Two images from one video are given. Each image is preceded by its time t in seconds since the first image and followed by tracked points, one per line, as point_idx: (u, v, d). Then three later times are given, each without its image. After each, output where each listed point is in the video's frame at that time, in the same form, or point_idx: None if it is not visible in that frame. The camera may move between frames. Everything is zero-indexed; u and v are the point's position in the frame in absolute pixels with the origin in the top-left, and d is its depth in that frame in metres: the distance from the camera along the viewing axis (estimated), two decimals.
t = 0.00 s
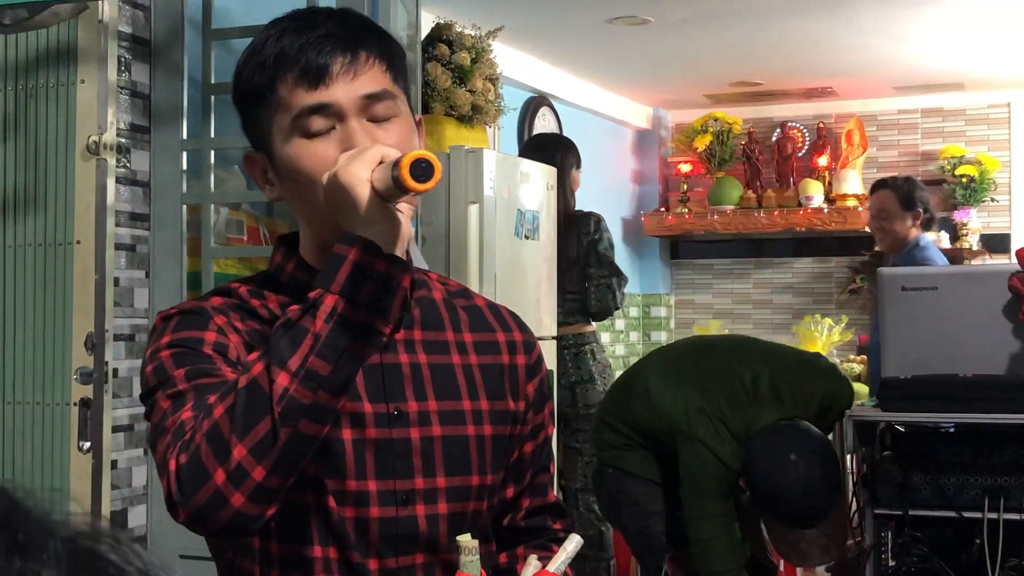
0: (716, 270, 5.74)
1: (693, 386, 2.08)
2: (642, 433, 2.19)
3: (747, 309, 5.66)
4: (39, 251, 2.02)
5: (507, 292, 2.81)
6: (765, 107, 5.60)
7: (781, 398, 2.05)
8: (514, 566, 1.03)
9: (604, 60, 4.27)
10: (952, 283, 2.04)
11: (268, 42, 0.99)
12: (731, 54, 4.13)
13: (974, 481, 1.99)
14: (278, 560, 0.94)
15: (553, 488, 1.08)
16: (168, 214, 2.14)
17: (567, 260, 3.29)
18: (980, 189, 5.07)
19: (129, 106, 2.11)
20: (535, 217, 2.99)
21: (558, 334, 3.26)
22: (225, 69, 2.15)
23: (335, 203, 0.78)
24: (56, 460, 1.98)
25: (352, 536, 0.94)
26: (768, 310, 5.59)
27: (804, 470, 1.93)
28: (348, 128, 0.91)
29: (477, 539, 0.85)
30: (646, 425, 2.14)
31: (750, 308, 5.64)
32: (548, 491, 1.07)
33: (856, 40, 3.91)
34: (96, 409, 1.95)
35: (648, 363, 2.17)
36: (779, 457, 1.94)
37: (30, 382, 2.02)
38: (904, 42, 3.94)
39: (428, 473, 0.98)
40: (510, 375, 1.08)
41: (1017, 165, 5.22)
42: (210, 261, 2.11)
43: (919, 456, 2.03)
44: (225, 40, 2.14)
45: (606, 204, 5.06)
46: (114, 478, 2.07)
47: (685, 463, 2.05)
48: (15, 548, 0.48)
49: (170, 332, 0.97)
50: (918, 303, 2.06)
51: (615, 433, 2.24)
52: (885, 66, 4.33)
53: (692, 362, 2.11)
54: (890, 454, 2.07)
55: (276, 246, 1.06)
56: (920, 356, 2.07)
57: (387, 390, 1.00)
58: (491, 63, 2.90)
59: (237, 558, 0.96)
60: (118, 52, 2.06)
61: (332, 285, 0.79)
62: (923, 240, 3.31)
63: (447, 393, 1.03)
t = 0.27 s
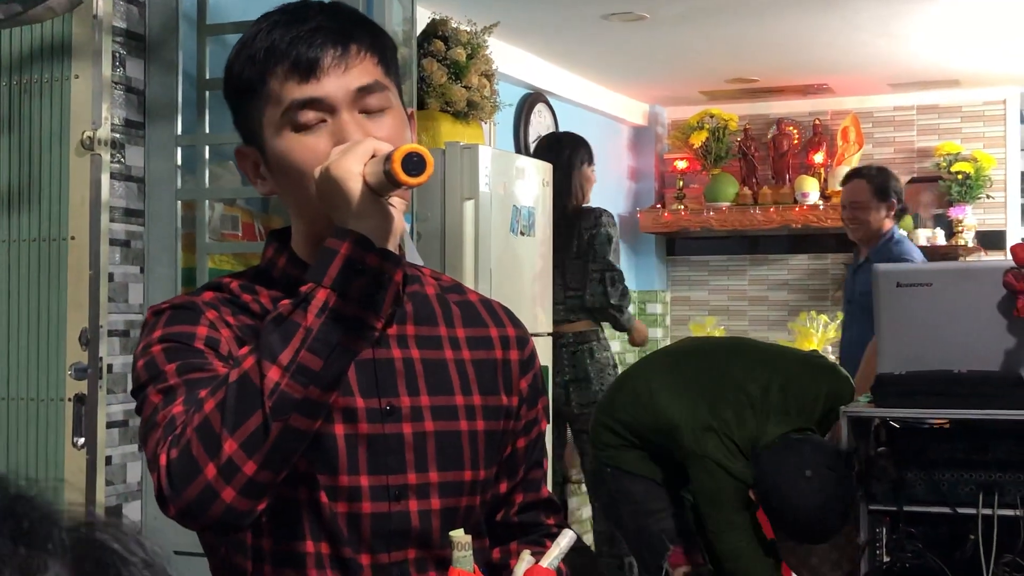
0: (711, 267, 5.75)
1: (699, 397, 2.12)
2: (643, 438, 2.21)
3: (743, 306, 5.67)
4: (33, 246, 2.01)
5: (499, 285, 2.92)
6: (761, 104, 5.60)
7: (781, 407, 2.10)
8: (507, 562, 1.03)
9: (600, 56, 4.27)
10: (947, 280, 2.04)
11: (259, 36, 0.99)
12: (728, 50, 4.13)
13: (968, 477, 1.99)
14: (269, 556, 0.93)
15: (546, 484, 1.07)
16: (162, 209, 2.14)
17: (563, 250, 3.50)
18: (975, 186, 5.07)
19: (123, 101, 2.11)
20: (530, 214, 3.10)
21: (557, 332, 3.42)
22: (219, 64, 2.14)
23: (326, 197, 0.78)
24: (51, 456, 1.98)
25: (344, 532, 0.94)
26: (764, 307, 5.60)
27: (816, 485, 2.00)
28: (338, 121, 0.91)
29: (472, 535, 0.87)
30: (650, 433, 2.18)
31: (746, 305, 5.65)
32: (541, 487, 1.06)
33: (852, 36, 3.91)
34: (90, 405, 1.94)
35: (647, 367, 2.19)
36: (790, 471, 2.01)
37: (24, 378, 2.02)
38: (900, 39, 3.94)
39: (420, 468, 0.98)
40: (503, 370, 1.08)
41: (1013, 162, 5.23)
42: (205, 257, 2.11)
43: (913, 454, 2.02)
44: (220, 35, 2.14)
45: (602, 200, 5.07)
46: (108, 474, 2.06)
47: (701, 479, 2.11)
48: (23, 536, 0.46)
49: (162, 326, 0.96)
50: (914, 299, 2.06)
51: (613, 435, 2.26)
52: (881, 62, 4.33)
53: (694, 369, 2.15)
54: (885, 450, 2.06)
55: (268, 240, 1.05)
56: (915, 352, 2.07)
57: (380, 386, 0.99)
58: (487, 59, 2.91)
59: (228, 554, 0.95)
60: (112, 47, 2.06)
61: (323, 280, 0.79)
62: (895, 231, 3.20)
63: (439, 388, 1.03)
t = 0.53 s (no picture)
0: (708, 264, 5.75)
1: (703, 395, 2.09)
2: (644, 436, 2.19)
3: (739, 303, 5.68)
4: (28, 242, 2.01)
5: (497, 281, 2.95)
6: (757, 101, 5.61)
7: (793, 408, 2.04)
8: (503, 558, 1.03)
9: (597, 52, 4.27)
10: (943, 276, 2.04)
11: (254, 30, 0.98)
12: (725, 46, 4.12)
13: (965, 474, 1.98)
14: (265, 552, 0.93)
15: (543, 480, 1.07)
16: (159, 205, 2.13)
17: (586, 247, 3.09)
18: (971, 183, 5.07)
19: (119, 97, 2.10)
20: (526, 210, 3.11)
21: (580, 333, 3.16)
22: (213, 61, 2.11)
23: (322, 193, 0.78)
24: (47, 452, 1.98)
25: (340, 528, 0.94)
26: (761, 303, 5.60)
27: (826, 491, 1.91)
28: (334, 116, 0.91)
29: (466, 532, 0.85)
30: (651, 430, 2.16)
31: (742, 302, 5.65)
32: (538, 483, 1.06)
33: (849, 33, 3.91)
34: (86, 401, 1.94)
35: (649, 367, 2.18)
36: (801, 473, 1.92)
37: (20, 374, 2.01)
38: (897, 36, 3.95)
39: (416, 464, 0.98)
40: (500, 366, 1.08)
41: (1009, 159, 5.23)
42: (201, 253, 2.10)
43: (909, 450, 2.01)
44: (215, 31, 2.11)
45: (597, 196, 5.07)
46: (103, 470, 2.06)
47: (706, 481, 2.08)
48: None
49: (157, 322, 0.96)
50: (910, 296, 2.06)
51: (612, 432, 2.24)
52: (878, 59, 4.33)
53: (697, 365, 2.13)
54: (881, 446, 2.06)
55: (264, 236, 1.05)
56: (911, 348, 2.08)
57: (376, 382, 0.99)
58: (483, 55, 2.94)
59: (224, 549, 0.95)
60: (108, 43, 2.05)
61: (319, 275, 0.78)
62: (861, 232, 3.11)
63: (435, 384, 1.02)
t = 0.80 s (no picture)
0: (704, 263, 5.76)
1: (701, 399, 2.23)
2: (641, 436, 2.35)
3: (735, 302, 5.68)
4: (24, 240, 2.01)
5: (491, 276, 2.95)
6: (754, 100, 5.61)
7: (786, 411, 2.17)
8: (499, 557, 1.02)
9: (594, 51, 4.28)
10: (938, 276, 2.05)
11: (251, 29, 0.98)
12: (722, 46, 4.13)
13: (960, 473, 1.97)
14: (261, 551, 0.93)
15: (539, 479, 1.07)
16: (155, 204, 2.13)
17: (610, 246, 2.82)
18: (967, 183, 5.09)
19: (116, 95, 2.10)
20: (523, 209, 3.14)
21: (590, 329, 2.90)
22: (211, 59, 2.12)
23: (320, 191, 0.78)
24: (43, 450, 1.98)
25: (335, 527, 0.93)
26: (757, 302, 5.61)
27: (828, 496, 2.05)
28: (331, 115, 0.91)
29: (462, 533, 0.86)
30: (649, 430, 2.32)
31: (738, 300, 5.66)
32: (534, 483, 1.06)
33: (845, 33, 3.92)
34: (82, 399, 1.94)
35: (645, 368, 2.33)
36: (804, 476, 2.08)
37: (16, 372, 2.01)
38: (893, 36, 3.95)
39: (413, 463, 0.98)
40: (496, 366, 1.08)
41: (1004, 159, 5.25)
42: (197, 251, 2.10)
43: (905, 450, 1.99)
44: (213, 30, 2.11)
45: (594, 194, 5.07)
46: (99, 468, 2.06)
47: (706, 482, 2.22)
48: None
49: (153, 320, 0.96)
50: (904, 296, 2.07)
51: (610, 433, 2.41)
52: (875, 58, 4.33)
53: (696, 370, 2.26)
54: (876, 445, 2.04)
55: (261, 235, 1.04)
56: (906, 347, 2.09)
57: (372, 381, 0.99)
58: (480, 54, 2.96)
59: (221, 549, 0.95)
60: (105, 40, 2.05)
61: (316, 273, 0.78)
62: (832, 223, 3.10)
63: (431, 383, 1.02)
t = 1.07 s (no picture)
0: (699, 265, 5.77)
1: (691, 397, 2.26)
2: (631, 438, 2.36)
3: (730, 304, 5.69)
4: (19, 241, 2.01)
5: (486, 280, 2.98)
6: (749, 102, 5.61)
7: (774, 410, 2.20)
8: (492, 561, 1.02)
9: (589, 52, 4.29)
10: (933, 278, 2.06)
11: (248, 30, 0.99)
12: (718, 48, 4.14)
13: (954, 475, 1.98)
14: (254, 553, 0.92)
15: (533, 482, 1.07)
16: (149, 204, 2.13)
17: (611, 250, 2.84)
18: (961, 185, 5.11)
19: (110, 95, 2.09)
20: (516, 210, 3.17)
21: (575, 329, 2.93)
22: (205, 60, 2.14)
23: (314, 193, 0.77)
24: (36, 451, 1.98)
25: (328, 529, 0.92)
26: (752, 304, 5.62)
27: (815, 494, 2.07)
28: (327, 116, 0.90)
29: (455, 536, 0.85)
30: (640, 431, 2.33)
31: (733, 302, 5.67)
32: (528, 486, 1.06)
33: (839, 35, 3.92)
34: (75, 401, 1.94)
35: (637, 364, 2.34)
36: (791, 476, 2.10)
37: (9, 373, 2.01)
38: (888, 38, 3.96)
39: (406, 466, 0.97)
40: (490, 369, 1.07)
41: (998, 161, 5.26)
42: (190, 252, 2.10)
43: (896, 452, 2.01)
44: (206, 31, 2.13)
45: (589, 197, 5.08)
46: (92, 470, 2.06)
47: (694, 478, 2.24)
48: None
49: (147, 321, 0.96)
50: (899, 297, 2.07)
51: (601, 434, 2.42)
52: (870, 61, 4.34)
53: (688, 370, 2.27)
54: (867, 448, 2.06)
55: (255, 236, 1.04)
56: (901, 351, 2.09)
57: (365, 383, 0.98)
58: (474, 55, 2.97)
59: (214, 551, 0.94)
60: (98, 41, 2.04)
61: (309, 277, 0.78)
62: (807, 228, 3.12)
63: (424, 385, 1.02)
